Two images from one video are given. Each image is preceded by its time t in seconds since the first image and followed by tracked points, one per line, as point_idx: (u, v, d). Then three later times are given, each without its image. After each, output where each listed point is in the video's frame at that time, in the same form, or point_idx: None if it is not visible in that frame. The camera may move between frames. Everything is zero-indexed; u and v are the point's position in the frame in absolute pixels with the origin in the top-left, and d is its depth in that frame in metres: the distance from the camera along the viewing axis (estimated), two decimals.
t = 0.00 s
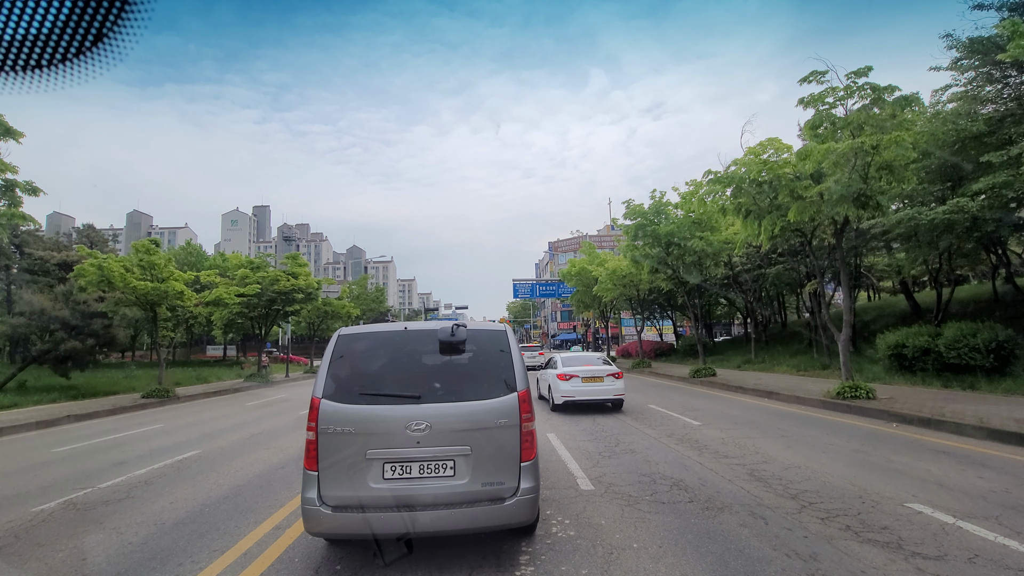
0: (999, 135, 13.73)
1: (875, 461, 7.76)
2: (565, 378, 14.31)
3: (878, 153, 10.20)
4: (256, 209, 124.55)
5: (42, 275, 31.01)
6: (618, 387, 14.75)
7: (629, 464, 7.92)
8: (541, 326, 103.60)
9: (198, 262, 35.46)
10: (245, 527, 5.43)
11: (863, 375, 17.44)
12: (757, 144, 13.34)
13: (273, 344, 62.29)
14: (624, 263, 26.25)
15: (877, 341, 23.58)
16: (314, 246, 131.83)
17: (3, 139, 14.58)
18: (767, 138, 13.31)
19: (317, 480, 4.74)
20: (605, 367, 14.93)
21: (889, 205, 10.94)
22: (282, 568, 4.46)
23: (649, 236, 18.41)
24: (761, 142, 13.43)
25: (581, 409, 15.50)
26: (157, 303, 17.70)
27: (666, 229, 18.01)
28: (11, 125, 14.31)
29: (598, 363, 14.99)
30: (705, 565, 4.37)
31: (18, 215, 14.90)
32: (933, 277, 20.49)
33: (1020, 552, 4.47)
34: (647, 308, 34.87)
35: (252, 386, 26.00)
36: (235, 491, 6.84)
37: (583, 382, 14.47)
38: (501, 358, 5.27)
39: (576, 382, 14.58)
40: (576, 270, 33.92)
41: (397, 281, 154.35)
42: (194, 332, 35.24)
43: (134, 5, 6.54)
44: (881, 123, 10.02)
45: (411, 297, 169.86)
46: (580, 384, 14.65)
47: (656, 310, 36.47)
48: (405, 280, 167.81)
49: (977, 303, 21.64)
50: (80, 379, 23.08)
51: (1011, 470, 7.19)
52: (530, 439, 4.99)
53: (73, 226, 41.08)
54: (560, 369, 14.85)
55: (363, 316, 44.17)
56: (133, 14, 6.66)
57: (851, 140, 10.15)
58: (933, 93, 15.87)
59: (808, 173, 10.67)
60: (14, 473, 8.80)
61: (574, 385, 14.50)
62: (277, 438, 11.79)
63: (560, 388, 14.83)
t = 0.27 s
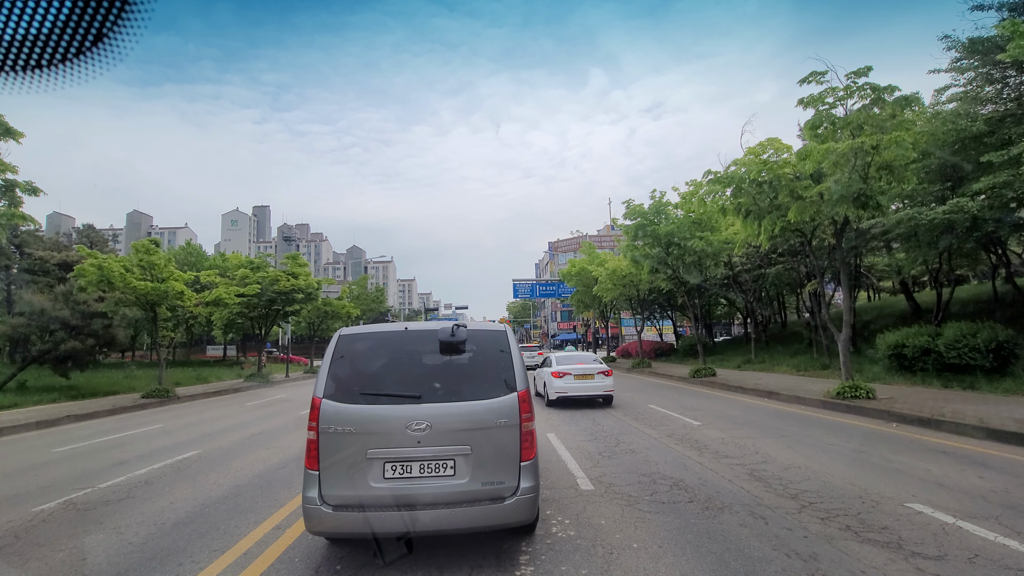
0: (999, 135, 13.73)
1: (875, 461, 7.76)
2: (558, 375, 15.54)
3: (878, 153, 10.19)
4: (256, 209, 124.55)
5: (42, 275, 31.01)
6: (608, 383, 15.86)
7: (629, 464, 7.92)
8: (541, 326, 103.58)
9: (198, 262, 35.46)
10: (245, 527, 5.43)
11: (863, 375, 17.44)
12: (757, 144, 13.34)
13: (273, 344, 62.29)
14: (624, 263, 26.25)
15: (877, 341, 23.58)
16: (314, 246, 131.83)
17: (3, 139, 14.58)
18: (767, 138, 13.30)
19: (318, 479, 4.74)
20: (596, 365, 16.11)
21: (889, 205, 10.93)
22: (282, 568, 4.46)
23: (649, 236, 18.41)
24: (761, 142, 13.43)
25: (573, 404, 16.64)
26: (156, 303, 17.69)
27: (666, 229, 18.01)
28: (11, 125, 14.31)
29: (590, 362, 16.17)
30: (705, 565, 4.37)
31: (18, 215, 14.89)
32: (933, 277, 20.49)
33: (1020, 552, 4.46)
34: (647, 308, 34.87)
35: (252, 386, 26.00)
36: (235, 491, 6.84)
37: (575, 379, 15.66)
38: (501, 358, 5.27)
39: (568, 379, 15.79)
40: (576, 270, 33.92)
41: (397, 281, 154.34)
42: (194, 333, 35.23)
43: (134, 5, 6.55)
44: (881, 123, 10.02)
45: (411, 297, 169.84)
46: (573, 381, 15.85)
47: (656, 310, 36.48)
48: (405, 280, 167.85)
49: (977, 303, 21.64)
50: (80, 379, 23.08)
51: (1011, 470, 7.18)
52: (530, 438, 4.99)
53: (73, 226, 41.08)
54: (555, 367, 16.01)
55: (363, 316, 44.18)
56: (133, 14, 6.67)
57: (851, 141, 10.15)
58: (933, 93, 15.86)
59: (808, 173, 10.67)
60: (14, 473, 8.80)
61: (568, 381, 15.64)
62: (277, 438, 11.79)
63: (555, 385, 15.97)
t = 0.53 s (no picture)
0: (998, 135, 13.73)
1: (874, 460, 7.76)
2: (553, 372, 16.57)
3: (878, 153, 10.19)
4: (256, 209, 124.54)
5: (42, 275, 31.00)
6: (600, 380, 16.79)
7: (629, 464, 7.92)
8: (541, 326, 103.60)
9: (198, 262, 35.45)
10: (245, 527, 5.43)
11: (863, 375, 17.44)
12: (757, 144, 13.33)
13: (273, 344, 62.24)
14: (624, 263, 26.25)
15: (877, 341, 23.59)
16: (314, 246, 131.82)
17: (3, 139, 14.59)
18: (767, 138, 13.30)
19: (321, 477, 4.76)
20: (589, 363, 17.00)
21: (889, 205, 10.94)
22: (282, 568, 4.46)
23: (649, 236, 18.40)
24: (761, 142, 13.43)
25: (568, 400, 17.45)
26: (156, 303, 17.69)
27: (666, 229, 18.01)
28: (11, 125, 14.32)
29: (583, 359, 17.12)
30: (705, 565, 4.37)
31: (19, 215, 14.89)
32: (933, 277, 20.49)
33: (1020, 552, 4.46)
34: (647, 309, 34.86)
35: (252, 386, 25.99)
36: (235, 491, 6.84)
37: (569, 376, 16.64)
38: (501, 359, 5.27)
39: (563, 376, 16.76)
40: (576, 271, 33.93)
41: (397, 280, 154.34)
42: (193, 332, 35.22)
43: (134, 5, 6.55)
44: (881, 123, 10.02)
45: (411, 297, 169.82)
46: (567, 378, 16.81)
47: (656, 310, 36.48)
48: (405, 280, 167.89)
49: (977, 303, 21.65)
50: (80, 379, 23.07)
51: (1011, 470, 7.18)
52: (529, 437, 5.00)
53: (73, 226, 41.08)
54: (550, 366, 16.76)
55: (363, 316, 44.16)
56: (133, 14, 6.67)
57: (851, 140, 10.14)
58: (933, 93, 15.86)
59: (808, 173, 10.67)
60: (14, 473, 8.80)
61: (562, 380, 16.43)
62: (277, 438, 11.80)
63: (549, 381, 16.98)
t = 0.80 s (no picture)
0: (998, 135, 13.72)
1: (874, 460, 7.77)
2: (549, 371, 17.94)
3: (878, 153, 10.18)
4: (256, 209, 124.53)
5: (42, 275, 31.00)
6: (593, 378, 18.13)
7: (629, 464, 7.92)
8: (541, 326, 103.62)
9: (198, 262, 35.45)
10: (245, 527, 5.43)
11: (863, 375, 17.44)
12: (757, 144, 13.31)
13: (273, 344, 62.23)
14: (624, 263, 26.25)
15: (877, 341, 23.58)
16: (314, 246, 131.80)
17: (4, 139, 14.59)
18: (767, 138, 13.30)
19: (326, 473, 4.78)
20: (583, 363, 18.33)
21: (889, 205, 10.93)
22: (282, 568, 4.45)
23: (649, 236, 18.40)
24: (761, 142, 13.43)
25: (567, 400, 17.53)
26: (156, 303, 17.69)
27: (666, 229, 18.00)
28: (11, 125, 14.33)
29: (578, 358, 18.46)
30: (705, 565, 4.37)
31: (19, 215, 14.89)
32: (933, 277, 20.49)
33: (1020, 552, 4.46)
34: (647, 308, 34.85)
35: (252, 386, 25.99)
36: (235, 491, 6.84)
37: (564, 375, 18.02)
38: (501, 359, 5.26)
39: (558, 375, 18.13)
40: (576, 270, 33.92)
41: (397, 280, 154.34)
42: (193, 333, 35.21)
43: (134, 5, 6.55)
44: (881, 123, 10.01)
45: (411, 297, 169.82)
46: (562, 377, 18.16)
47: (656, 310, 36.47)
48: (405, 280, 167.91)
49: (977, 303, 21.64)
50: (80, 379, 23.07)
51: (1011, 470, 7.19)
52: (529, 434, 5.01)
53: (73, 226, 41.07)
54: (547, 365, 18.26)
55: (363, 316, 44.16)
56: (133, 14, 6.67)
57: (851, 141, 10.13)
58: (932, 93, 15.84)
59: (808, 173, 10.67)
60: (14, 473, 8.80)
61: (559, 378, 17.94)
62: (277, 438, 11.82)
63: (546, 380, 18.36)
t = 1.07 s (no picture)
0: (998, 135, 13.74)
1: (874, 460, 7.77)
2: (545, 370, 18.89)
3: (878, 152, 10.18)
4: (256, 209, 124.52)
5: (42, 275, 30.99)
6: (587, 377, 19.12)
7: (629, 464, 7.91)
8: (541, 326, 103.60)
9: (198, 262, 35.45)
10: (245, 527, 5.43)
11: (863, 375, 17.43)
12: (757, 144, 13.31)
13: (273, 344, 62.20)
14: (624, 263, 26.26)
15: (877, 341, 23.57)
16: (314, 246, 131.80)
17: (4, 139, 14.59)
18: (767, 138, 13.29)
19: (332, 467, 4.81)
20: (578, 362, 19.35)
21: (889, 205, 10.94)
22: (282, 568, 4.45)
23: (649, 236, 18.41)
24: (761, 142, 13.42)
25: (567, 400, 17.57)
26: (156, 303, 17.68)
27: (667, 229, 17.99)
28: (11, 125, 14.33)
29: (573, 358, 19.48)
30: (705, 565, 4.37)
31: (19, 215, 14.89)
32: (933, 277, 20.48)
33: (1020, 552, 4.46)
34: (647, 308, 34.84)
35: (252, 386, 25.98)
36: (235, 491, 6.84)
37: (560, 373, 18.99)
38: (501, 359, 5.26)
39: (554, 373, 19.09)
40: (576, 270, 33.92)
41: (397, 281, 154.29)
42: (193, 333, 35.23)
43: (134, 5, 6.56)
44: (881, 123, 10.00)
45: (411, 297, 169.81)
46: (558, 375, 19.12)
47: (656, 310, 36.47)
48: (405, 280, 167.86)
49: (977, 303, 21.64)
50: (80, 379, 23.06)
51: (1011, 469, 7.18)
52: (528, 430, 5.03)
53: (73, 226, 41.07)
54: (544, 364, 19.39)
55: (363, 316, 44.16)
56: (133, 14, 6.67)
57: (851, 140, 10.12)
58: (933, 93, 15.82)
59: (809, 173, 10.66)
60: (13, 473, 8.79)
61: (555, 376, 19.00)
62: (278, 438, 11.83)
63: (543, 378, 19.33)
